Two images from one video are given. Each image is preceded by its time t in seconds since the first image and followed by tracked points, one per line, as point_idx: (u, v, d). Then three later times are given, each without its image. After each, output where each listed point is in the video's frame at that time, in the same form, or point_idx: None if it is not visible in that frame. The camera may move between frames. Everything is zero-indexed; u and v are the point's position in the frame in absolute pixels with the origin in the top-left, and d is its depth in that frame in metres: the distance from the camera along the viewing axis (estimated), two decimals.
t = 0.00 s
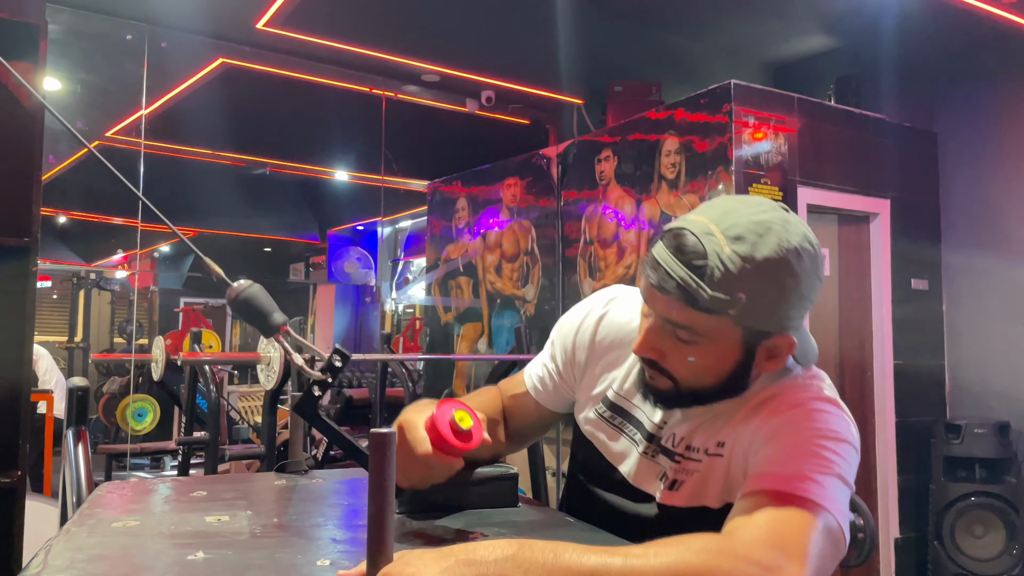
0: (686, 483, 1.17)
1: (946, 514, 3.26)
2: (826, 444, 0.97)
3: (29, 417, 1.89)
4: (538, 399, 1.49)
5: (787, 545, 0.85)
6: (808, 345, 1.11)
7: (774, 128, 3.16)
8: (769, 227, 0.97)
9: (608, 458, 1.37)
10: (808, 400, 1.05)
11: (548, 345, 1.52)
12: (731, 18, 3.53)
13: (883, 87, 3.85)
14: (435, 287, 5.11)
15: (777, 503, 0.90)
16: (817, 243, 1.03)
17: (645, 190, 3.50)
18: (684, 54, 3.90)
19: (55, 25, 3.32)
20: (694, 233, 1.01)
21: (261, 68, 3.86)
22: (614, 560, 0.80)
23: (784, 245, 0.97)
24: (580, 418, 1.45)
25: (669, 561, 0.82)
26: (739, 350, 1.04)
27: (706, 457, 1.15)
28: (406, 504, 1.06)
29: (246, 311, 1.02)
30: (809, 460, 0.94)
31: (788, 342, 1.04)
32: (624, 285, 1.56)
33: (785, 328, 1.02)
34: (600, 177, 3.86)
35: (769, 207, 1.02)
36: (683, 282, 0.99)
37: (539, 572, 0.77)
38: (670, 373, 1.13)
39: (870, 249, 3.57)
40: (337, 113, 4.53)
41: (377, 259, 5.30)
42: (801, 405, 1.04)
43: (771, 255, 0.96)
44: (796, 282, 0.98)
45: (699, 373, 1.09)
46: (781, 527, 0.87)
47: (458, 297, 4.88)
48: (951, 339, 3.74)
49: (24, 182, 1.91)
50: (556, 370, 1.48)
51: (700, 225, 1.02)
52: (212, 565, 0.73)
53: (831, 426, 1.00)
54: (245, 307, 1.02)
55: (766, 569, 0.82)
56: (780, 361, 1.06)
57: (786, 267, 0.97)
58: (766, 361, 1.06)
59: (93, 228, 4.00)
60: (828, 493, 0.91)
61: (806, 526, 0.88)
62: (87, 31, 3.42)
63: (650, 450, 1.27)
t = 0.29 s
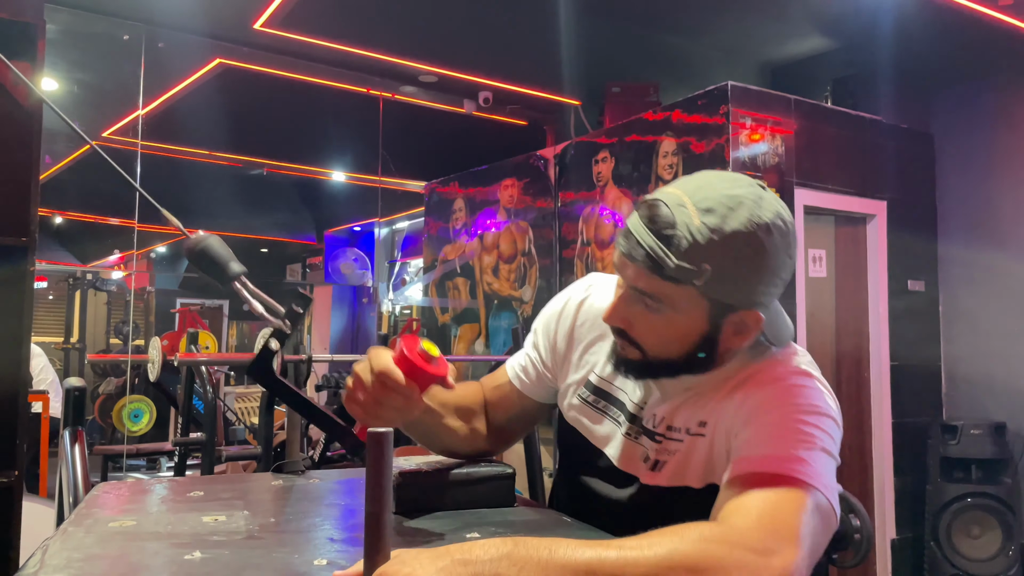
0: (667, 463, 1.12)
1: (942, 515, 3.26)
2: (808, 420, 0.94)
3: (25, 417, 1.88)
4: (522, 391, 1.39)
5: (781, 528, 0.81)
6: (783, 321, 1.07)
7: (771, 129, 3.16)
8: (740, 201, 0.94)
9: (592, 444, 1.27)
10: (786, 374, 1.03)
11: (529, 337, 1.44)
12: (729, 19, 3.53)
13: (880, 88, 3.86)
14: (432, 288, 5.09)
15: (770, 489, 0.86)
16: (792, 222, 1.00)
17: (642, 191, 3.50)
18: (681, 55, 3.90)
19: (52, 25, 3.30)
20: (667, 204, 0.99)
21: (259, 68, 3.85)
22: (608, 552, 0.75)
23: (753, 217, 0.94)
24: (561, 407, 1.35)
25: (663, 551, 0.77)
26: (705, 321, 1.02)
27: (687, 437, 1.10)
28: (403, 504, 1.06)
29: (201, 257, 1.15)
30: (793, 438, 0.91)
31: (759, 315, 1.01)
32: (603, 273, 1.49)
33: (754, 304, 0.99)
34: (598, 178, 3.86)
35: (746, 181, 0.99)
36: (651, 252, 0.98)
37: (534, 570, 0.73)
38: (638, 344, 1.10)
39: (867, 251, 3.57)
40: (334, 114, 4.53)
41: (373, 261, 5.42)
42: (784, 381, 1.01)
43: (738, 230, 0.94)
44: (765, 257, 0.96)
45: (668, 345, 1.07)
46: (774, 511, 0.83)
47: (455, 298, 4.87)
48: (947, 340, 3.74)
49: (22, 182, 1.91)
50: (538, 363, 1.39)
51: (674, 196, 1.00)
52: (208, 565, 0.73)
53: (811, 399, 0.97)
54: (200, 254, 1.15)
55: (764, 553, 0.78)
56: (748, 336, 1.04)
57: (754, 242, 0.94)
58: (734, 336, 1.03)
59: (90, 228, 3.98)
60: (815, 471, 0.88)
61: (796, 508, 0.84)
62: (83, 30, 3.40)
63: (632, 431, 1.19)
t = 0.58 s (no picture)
0: (592, 379, 1.04)
1: (941, 515, 3.26)
2: (731, 306, 0.89)
3: (25, 418, 1.88)
4: (457, 362, 1.25)
5: (734, 412, 0.75)
6: (666, 233, 1.07)
7: (770, 129, 3.17)
8: (606, 100, 0.98)
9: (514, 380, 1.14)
10: (693, 269, 0.99)
11: (460, 312, 1.30)
12: (728, 19, 3.54)
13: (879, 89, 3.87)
14: (431, 288, 5.14)
15: (713, 379, 0.79)
16: (660, 128, 1.02)
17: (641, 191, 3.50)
18: (681, 55, 3.91)
19: (51, 26, 3.30)
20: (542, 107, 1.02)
21: (258, 69, 3.85)
22: (585, 501, 0.70)
23: (619, 115, 0.97)
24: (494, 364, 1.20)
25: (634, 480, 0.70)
26: (580, 217, 1.03)
27: (609, 350, 1.03)
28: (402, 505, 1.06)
29: (98, 144, 1.05)
30: (721, 326, 0.85)
31: (631, 214, 1.04)
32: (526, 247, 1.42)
33: (622, 199, 1.01)
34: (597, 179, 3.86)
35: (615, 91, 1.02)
36: (527, 148, 1.01)
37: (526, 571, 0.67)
38: (523, 245, 1.08)
39: (866, 251, 3.57)
40: (333, 114, 4.52)
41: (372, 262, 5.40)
42: (700, 276, 0.96)
43: (604, 123, 0.97)
44: (632, 155, 0.98)
45: (556, 247, 1.06)
46: (722, 398, 0.76)
47: (454, 298, 4.87)
48: (946, 341, 3.75)
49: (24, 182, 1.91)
50: (470, 328, 1.26)
51: (550, 102, 1.03)
52: (210, 565, 0.73)
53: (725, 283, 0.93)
54: (97, 140, 1.05)
55: (724, 442, 0.72)
56: (625, 234, 1.04)
57: (621, 137, 0.97)
58: (609, 236, 1.04)
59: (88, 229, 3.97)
60: (751, 348, 0.82)
61: (748, 390, 0.78)
62: (83, 31, 3.38)
63: (554, 355, 1.10)
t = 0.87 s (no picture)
0: (577, 370, 1.03)
1: (942, 515, 3.26)
2: (712, 293, 0.90)
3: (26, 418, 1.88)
4: (447, 357, 1.24)
5: (720, 395, 0.76)
6: (641, 227, 1.08)
7: (771, 129, 3.17)
8: (581, 99, 0.98)
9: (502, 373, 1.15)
10: (674, 261, 1.00)
11: (447, 311, 1.31)
12: (728, 19, 3.54)
13: (879, 89, 3.87)
14: (432, 287, 5.20)
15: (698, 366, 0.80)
16: (635, 128, 1.03)
17: (642, 191, 3.50)
18: (680, 54, 3.91)
19: (52, 25, 3.30)
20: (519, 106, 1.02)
21: (259, 69, 3.85)
22: (580, 489, 0.71)
23: (595, 113, 0.98)
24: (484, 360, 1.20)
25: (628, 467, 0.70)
26: (558, 213, 1.04)
27: (593, 340, 1.03)
28: (404, 503, 1.06)
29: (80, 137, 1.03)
30: (703, 313, 0.86)
31: (608, 211, 1.04)
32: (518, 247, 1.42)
33: (599, 197, 1.02)
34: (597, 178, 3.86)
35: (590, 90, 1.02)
36: (505, 147, 1.00)
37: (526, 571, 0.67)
38: (502, 241, 1.08)
39: (866, 250, 3.57)
40: (333, 113, 4.52)
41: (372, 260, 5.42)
42: (682, 267, 0.97)
43: (579, 122, 0.97)
44: (607, 153, 0.99)
45: (536, 244, 1.06)
46: (706, 381, 0.77)
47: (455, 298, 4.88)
48: (946, 340, 3.75)
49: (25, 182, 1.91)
50: (459, 323, 1.26)
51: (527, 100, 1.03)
52: (211, 565, 0.73)
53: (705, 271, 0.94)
54: (78, 132, 1.03)
55: (712, 424, 0.73)
56: (600, 231, 1.06)
57: (597, 137, 0.98)
58: (586, 234, 1.05)
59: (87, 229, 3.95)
60: (733, 333, 0.83)
61: (733, 375, 0.79)
62: (83, 30, 3.39)
63: (541, 348, 1.11)
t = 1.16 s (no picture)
0: (658, 449, 1.05)
1: (942, 513, 3.26)
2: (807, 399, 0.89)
3: (25, 417, 1.88)
4: (516, 384, 1.37)
5: (773, 503, 0.78)
6: (762, 296, 0.90)
7: (771, 127, 3.16)
8: (703, 182, 0.77)
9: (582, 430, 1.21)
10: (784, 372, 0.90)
11: (521, 334, 1.41)
12: (727, 16, 3.54)
13: (880, 87, 3.87)
14: (432, 285, 5.06)
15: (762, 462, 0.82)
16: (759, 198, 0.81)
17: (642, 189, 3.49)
18: (681, 51, 3.90)
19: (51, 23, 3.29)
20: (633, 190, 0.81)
21: (260, 67, 3.85)
22: (609, 541, 0.74)
23: (721, 196, 0.77)
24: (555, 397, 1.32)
25: (662, 535, 0.74)
26: (680, 313, 0.85)
27: (679, 423, 1.01)
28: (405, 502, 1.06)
29: (206, 254, 1.19)
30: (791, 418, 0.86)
31: (735, 297, 0.83)
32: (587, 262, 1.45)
33: (729, 285, 0.81)
34: (597, 176, 3.85)
35: (709, 160, 0.81)
36: (618, 238, 0.83)
37: (537, 562, 0.72)
38: (614, 333, 0.95)
39: (866, 248, 3.57)
40: (331, 111, 4.50)
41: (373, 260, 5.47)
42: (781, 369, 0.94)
43: (705, 214, 0.77)
44: (736, 241, 0.78)
45: (645, 340, 0.92)
46: (764, 486, 0.79)
47: (454, 296, 4.88)
48: (947, 338, 3.75)
49: (24, 179, 1.91)
50: (528, 354, 1.37)
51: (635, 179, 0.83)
52: (211, 562, 0.73)
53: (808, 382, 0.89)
54: (205, 251, 1.19)
55: (756, 531, 0.75)
56: (725, 316, 0.86)
57: (725, 227, 0.77)
58: (710, 319, 0.85)
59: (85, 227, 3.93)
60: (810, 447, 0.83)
61: (794, 485, 0.80)
62: (84, 28, 3.38)
63: (621, 415, 1.12)
